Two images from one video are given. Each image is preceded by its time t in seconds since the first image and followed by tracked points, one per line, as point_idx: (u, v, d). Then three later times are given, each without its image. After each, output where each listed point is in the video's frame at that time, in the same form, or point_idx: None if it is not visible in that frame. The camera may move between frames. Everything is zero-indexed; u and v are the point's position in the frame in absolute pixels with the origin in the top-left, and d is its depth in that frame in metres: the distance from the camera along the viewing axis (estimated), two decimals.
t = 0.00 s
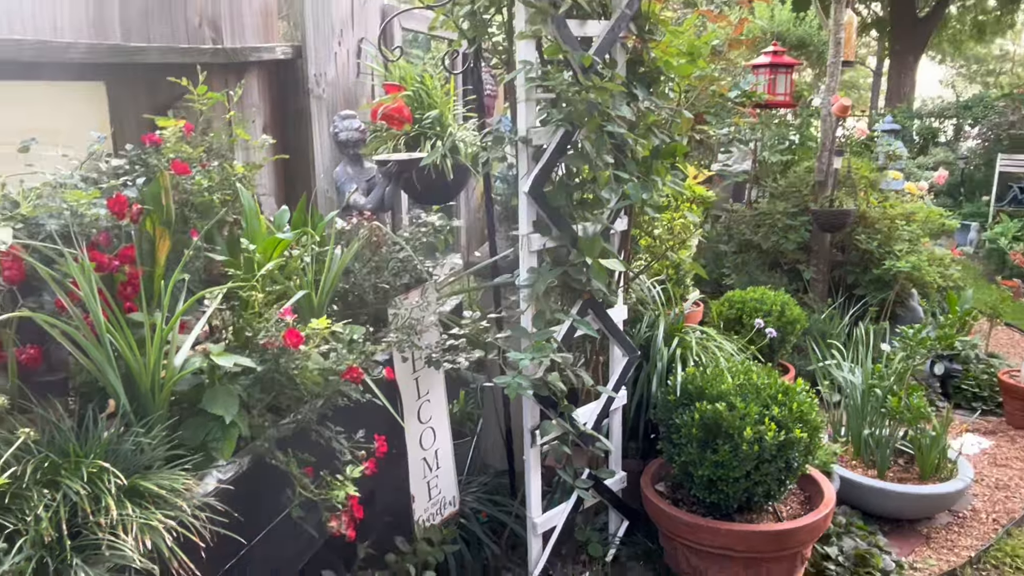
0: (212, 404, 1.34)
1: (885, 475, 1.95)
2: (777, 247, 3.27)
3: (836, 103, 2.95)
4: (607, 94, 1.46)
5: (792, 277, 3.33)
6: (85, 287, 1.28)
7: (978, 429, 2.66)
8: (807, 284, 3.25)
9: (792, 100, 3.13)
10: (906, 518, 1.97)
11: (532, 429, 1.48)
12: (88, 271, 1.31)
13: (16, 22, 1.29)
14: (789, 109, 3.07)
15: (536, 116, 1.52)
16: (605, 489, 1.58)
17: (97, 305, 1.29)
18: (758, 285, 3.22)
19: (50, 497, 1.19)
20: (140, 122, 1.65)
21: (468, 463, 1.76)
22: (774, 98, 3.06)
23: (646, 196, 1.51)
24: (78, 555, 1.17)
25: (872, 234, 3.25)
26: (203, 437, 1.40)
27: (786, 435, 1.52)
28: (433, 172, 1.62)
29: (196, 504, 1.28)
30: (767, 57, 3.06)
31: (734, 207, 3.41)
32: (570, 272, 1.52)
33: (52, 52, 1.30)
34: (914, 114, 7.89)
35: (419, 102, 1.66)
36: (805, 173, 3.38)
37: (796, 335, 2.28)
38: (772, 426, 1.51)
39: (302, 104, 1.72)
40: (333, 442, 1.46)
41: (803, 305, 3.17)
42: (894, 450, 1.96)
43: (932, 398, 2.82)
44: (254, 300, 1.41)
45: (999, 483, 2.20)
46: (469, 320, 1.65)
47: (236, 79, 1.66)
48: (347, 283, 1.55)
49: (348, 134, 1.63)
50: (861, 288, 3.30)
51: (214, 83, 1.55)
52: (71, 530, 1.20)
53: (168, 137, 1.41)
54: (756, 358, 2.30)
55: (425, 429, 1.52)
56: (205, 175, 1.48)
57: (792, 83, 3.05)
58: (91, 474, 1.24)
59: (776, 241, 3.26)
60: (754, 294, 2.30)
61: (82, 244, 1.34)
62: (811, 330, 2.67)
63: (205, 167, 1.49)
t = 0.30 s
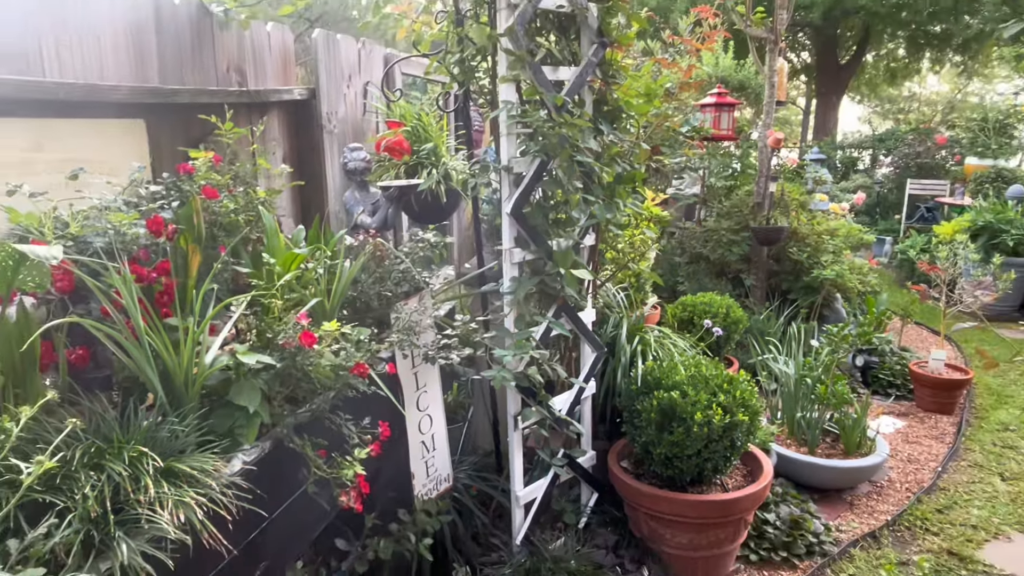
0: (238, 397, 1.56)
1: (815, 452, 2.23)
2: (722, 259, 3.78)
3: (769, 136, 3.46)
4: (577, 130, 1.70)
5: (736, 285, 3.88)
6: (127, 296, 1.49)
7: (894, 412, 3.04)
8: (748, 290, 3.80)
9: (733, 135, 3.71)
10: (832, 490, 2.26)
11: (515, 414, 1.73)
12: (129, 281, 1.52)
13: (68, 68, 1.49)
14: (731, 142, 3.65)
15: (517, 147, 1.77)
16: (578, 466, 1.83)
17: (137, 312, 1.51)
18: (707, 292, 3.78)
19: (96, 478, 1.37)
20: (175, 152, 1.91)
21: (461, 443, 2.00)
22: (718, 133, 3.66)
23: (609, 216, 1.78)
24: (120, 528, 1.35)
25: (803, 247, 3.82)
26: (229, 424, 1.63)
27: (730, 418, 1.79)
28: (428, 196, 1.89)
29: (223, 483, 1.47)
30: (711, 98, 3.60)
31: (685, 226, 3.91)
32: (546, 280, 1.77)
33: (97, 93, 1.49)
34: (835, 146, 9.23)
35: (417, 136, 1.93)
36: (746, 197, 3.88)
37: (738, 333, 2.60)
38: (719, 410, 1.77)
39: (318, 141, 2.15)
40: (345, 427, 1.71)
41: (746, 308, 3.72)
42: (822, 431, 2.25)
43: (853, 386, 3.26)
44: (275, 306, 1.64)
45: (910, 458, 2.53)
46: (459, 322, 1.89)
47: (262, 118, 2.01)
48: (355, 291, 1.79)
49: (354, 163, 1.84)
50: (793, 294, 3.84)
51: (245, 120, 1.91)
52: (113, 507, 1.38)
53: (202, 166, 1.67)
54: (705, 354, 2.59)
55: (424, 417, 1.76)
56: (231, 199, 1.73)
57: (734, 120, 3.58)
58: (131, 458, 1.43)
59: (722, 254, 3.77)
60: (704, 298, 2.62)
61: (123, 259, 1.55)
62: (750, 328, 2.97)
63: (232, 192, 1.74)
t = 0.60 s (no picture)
0: (256, 389, 1.75)
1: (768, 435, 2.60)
2: (685, 265, 4.31)
3: (725, 158, 3.95)
4: (557, 153, 1.92)
5: (698, 288, 4.39)
6: (155, 300, 1.68)
7: (836, 398, 3.44)
8: (708, 293, 4.33)
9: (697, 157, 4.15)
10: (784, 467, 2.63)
11: (503, 403, 1.96)
12: (157, 287, 1.71)
13: (101, 95, 1.68)
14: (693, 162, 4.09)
15: (504, 168, 2.00)
16: (559, 449, 2.08)
17: (164, 314, 1.70)
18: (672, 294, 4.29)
19: (126, 464, 1.52)
20: (196, 171, 2.13)
21: (456, 429, 2.23)
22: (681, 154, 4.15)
23: (585, 228, 2.03)
24: (148, 509, 1.48)
25: (755, 254, 4.38)
26: (248, 414, 1.82)
27: (693, 405, 2.04)
28: (426, 210, 2.11)
29: (242, 467, 1.63)
30: (675, 125, 4.08)
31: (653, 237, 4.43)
32: (531, 285, 2.01)
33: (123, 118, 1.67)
34: (785, 167, 10.13)
35: (416, 157, 2.17)
36: (706, 212, 4.43)
37: (699, 331, 2.92)
38: (683, 398, 2.02)
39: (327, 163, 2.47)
40: (352, 416, 1.91)
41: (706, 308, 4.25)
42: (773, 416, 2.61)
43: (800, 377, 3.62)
44: (289, 308, 1.85)
45: (850, 438, 2.93)
46: (454, 322, 2.10)
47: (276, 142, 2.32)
48: (361, 295, 2.01)
49: (360, 182, 2.08)
50: (747, 296, 4.37)
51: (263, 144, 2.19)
52: (142, 490, 1.52)
53: (223, 186, 1.88)
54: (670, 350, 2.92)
55: (423, 406, 1.97)
56: (248, 214, 1.94)
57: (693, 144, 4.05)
58: (159, 445, 1.58)
59: (684, 261, 4.30)
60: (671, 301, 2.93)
61: (151, 267, 1.74)
62: (712, 327, 3.28)
63: (250, 207, 1.95)
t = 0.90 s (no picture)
0: (270, 383, 1.91)
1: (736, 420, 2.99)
2: (659, 269, 4.78)
3: (695, 174, 4.42)
4: (545, 169, 2.13)
5: (671, 290, 4.85)
6: (176, 303, 1.84)
7: (796, 388, 3.91)
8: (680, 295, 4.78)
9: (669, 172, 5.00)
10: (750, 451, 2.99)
11: (497, 395, 2.15)
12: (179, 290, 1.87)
13: (128, 115, 1.88)
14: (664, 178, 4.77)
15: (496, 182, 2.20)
16: (548, 436, 2.31)
17: (184, 316, 1.85)
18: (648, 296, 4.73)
19: (148, 454, 1.60)
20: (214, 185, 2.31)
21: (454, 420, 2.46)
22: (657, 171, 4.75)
23: (570, 236, 2.25)
24: (170, 496, 1.56)
25: (722, 259, 4.83)
26: (263, 409, 1.95)
27: (668, 396, 2.26)
28: (426, 220, 2.32)
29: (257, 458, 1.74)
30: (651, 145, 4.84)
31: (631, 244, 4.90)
32: (521, 287, 2.21)
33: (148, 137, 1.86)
34: (748, 181, 10.84)
35: (416, 173, 2.39)
36: (679, 222, 4.96)
37: (673, 327, 3.53)
38: (659, 389, 2.24)
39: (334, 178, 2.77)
40: (359, 408, 2.09)
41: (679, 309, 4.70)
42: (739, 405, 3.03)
43: (764, 369, 4.13)
44: (301, 310, 2.02)
45: (809, 425, 3.34)
46: (452, 322, 2.28)
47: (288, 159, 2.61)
48: (367, 297, 2.20)
49: (365, 195, 2.30)
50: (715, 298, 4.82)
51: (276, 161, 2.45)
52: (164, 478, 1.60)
53: (240, 199, 2.06)
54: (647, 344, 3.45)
55: (424, 398, 2.16)
56: (264, 224, 2.11)
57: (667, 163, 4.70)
58: (180, 436, 1.68)
59: (658, 266, 4.77)
60: (648, 302, 3.53)
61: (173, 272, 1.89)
62: (685, 325, 3.85)
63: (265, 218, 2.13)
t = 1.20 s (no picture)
0: (288, 380, 2.01)
1: (707, 409, 3.54)
2: (638, 273, 5.10)
3: (669, 189, 4.84)
4: (535, 185, 2.37)
5: (648, 294, 5.16)
6: (201, 307, 1.93)
7: (761, 380, 4.61)
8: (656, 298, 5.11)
9: (646, 187, 5.45)
10: (721, 437, 3.53)
11: (493, 388, 2.42)
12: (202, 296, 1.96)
13: (156, 134, 2.07)
14: (640, 193, 5.30)
15: (491, 197, 2.43)
16: (539, 425, 2.64)
17: (208, 318, 1.94)
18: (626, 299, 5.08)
19: (174, 446, 1.66)
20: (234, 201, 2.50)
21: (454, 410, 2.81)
22: (634, 186, 5.25)
23: (558, 245, 2.53)
24: (193, 485, 1.61)
25: (693, 264, 5.16)
26: (280, 403, 2.06)
27: (647, 389, 2.54)
28: (429, 232, 2.62)
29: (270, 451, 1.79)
30: (629, 163, 5.34)
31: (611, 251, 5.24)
32: (515, 291, 2.45)
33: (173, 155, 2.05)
34: (714, 196, 11.42)
35: (421, 191, 2.73)
36: (656, 232, 5.32)
37: (649, 327, 4.10)
38: (639, 383, 2.51)
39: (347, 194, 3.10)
40: (368, 401, 2.26)
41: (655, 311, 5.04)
42: (709, 395, 3.57)
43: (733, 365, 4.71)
44: (315, 313, 2.16)
45: (772, 412, 3.94)
46: (452, 323, 2.52)
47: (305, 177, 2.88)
48: (375, 302, 2.42)
49: (374, 209, 2.66)
50: (688, 299, 5.14)
51: (291, 178, 2.73)
52: (189, 469, 1.66)
53: (259, 212, 2.24)
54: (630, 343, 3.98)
55: (427, 392, 2.39)
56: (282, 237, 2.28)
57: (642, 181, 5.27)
58: (203, 430, 1.75)
59: (637, 271, 5.10)
60: (628, 306, 4.11)
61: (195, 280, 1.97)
62: (661, 325, 4.45)
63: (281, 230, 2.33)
